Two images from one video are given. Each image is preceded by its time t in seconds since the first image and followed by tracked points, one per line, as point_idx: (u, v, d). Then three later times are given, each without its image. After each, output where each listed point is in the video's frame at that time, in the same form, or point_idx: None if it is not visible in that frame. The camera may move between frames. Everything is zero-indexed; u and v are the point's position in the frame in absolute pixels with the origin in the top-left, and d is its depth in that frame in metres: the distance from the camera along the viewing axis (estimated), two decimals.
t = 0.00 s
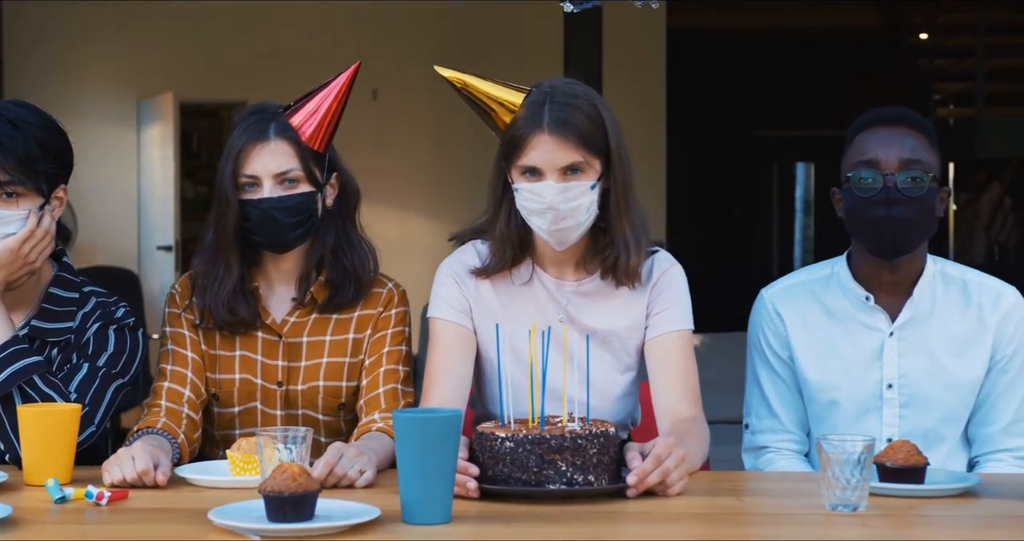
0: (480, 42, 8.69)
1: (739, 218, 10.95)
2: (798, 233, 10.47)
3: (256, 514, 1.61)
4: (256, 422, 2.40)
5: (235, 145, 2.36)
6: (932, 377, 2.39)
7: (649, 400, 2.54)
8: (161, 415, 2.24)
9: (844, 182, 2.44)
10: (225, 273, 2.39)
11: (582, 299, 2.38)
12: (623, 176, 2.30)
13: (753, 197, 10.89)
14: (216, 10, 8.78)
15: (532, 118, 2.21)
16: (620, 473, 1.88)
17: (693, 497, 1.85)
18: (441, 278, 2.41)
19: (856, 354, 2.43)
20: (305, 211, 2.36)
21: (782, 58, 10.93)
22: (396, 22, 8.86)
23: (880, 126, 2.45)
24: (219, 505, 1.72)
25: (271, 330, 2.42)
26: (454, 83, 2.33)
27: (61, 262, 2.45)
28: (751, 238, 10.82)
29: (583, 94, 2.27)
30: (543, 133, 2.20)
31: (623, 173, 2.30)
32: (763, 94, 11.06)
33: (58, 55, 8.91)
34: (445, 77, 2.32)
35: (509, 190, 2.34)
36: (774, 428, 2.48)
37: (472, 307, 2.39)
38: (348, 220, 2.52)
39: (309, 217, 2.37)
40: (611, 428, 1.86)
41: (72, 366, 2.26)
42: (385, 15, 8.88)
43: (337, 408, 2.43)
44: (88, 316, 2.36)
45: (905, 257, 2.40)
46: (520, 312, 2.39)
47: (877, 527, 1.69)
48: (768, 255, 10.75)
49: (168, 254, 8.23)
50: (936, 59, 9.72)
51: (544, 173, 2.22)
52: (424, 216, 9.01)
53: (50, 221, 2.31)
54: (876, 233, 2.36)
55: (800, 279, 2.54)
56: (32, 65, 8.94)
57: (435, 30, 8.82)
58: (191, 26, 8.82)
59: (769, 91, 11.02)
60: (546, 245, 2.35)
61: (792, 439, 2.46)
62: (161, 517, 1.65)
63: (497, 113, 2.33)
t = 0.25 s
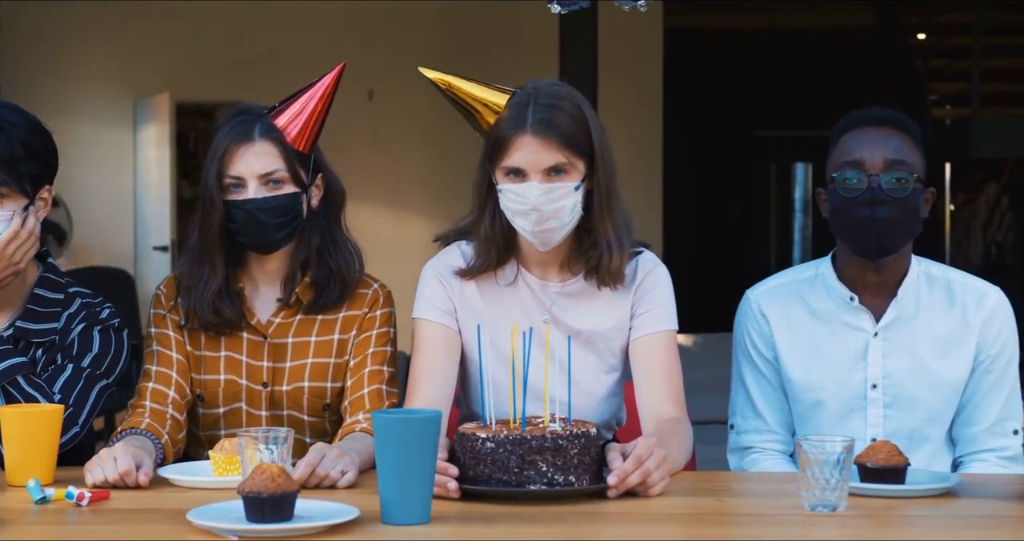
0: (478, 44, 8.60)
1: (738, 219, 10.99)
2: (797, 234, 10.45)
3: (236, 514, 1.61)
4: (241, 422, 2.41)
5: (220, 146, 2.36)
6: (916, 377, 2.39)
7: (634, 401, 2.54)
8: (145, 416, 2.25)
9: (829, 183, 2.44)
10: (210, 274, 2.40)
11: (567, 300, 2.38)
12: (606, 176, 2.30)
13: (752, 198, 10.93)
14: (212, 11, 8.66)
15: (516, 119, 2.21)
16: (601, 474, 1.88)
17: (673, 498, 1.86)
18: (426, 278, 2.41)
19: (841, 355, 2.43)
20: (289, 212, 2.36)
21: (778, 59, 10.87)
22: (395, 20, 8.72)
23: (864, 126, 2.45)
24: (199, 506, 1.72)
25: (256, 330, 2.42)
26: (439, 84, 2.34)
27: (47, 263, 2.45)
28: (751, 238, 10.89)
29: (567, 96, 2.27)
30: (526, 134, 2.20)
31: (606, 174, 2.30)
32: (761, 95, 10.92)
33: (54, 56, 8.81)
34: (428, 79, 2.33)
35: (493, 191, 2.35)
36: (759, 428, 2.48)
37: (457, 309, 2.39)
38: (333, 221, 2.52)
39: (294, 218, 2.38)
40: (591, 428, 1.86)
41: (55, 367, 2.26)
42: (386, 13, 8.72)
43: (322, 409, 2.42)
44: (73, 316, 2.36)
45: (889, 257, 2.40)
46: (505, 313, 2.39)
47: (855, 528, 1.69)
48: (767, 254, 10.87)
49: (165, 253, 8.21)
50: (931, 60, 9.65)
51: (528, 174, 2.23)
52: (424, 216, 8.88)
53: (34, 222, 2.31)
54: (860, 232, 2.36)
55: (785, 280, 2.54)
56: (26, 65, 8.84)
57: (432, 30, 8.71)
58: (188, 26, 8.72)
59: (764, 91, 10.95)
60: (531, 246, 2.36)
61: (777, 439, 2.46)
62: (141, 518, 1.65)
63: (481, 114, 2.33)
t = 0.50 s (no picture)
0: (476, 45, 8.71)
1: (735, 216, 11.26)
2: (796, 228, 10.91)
3: (218, 514, 1.61)
4: (228, 422, 2.41)
5: (207, 146, 2.36)
6: (902, 377, 2.40)
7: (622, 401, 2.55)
8: (132, 416, 2.25)
9: (816, 182, 2.43)
10: (197, 274, 2.40)
11: (554, 300, 2.38)
12: (592, 177, 2.31)
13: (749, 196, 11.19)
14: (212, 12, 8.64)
15: (502, 120, 2.21)
16: (585, 474, 1.88)
17: (657, 499, 1.86)
18: (413, 279, 2.41)
19: (827, 355, 2.43)
20: (277, 213, 2.36)
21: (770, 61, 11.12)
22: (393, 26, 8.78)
23: (851, 126, 2.45)
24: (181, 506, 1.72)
25: (243, 331, 2.42)
26: (426, 85, 2.33)
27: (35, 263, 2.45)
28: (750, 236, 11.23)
29: (554, 96, 2.27)
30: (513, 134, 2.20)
31: (592, 175, 2.30)
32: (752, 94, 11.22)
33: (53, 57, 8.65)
34: (415, 79, 2.33)
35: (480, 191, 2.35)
36: (746, 428, 2.49)
37: (444, 309, 2.39)
38: (320, 221, 2.53)
39: (281, 218, 2.38)
40: (575, 428, 1.87)
41: (42, 368, 2.27)
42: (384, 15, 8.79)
43: (309, 409, 2.43)
44: (60, 317, 2.36)
45: (875, 257, 2.39)
46: (492, 313, 2.40)
47: (838, 527, 1.70)
48: (764, 250, 11.21)
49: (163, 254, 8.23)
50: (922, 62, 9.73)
51: (514, 175, 2.23)
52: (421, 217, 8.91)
53: (21, 223, 2.31)
54: (845, 232, 2.35)
55: (772, 280, 2.55)
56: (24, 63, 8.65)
57: (429, 32, 8.78)
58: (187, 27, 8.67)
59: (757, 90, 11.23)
60: (517, 246, 2.36)
61: (763, 439, 2.46)
62: (123, 518, 1.65)
63: (469, 115, 2.33)
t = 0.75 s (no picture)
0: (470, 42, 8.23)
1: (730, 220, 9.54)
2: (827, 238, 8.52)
3: (198, 514, 1.61)
4: (213, 422, 2.41)
5: (193, 146, 2.36)
6: (887, 377, 2.40)
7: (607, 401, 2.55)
8: (116, 416, 2.25)
9: (800, 183, 2.44)
10: (183, 273, 2.41)
11: (538, 300, 2.39)
12: (576, 176, 2.31)
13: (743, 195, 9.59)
14: (212, 11, 8.19)
15: (486, 120, 2.21)
16: (566, 474, 1.89)
17: (638, 498, 1.86)
18: (398, 278, 2.42)
19: (811, 354, 2.44)
20: (262, 213, 2.37)
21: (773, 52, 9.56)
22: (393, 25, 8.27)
23: (835, 126, 2.45)
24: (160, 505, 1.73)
25: (228, 331, 2.43)
26: (411, 85, 2.34)
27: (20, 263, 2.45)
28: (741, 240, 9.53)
29: (538, 97, 2.27)
30: (496, 134, 2.20)
31: (576, 175, 2.31)
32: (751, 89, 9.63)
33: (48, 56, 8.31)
34: (400, 79, 2.33)
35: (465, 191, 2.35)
36: (731, 428, 2.49)
37: (429, 309, 2.39)
38: (305, 221, 2.53)
39: (266, 218, 2.38)
40: (557, 428, 1.87)
41: (27, 367, 2.27)
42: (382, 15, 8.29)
43: (294, 409, 2.43)
44: (46, 317, 2.36)
45: (859, 257, 2.40)
46: (476, 313, 2.40)
47: (820, 527, 1.71)
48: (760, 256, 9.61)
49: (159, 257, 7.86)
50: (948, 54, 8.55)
51: (498, 175, 2.23)
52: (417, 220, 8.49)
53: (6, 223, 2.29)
54: (830, 232, 2.35)
55: (757, 280, 2.55)
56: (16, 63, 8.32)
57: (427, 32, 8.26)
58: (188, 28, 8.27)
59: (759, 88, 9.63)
60: (502, 246, 2.36)
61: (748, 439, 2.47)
62: (103, 518, 1.65)
63: (453, 115, 2.34)
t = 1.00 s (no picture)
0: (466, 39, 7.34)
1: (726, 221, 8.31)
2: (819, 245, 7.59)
3: (179, 513, 1.62)
4: (200, 421, 2.41)
5: (180, 145, 2.37)
6: (874, 377, 2.40)
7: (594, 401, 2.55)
8: (102, 416, 2.25)
9: (787, 182, 2.44)
10: (170, 273, 2.41)
11: (525, 299, 2.39)
12: (562, 176, 2.31)
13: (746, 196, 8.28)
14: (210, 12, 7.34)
15: (472, 120, 2.21)
16: (550, 473, 1.89)
17: (622, 496, 1.87)
18: (385, 278, 2.41)
19: (798, 353, 2.44)
20: (249, 212, 2.37)
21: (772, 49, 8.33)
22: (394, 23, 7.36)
23: (821, 126, 2.45)
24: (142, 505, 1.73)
25: (216, 330, 2.43)
26: (397, 85, 2.34)
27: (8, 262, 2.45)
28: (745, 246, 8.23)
29: (523, 97, 2.27)
30: (482, 134, 2.20)
31: (563, 175, 2.31)
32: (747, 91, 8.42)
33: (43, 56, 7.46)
34: (387, 79, 2.33)
35: (452, 191, 2.35)
36: (718, 428, 2.49)
37: (415, 308, 2.39)
38: (293, 221, 2.53)
39: (253, 218, 2.38)
40: (541, 427, 1.88)
41: (14, 367, 2.28)
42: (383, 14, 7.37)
43: (281, 408, 2.43)
44: (33, 316, 2.37)
45: (845, 257, 2.40)
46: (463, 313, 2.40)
47: (808, 525, 1.71)
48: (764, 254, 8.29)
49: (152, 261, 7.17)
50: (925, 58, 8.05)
51: (484, 175, 2.24)
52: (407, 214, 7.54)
53: None
54: (816, 231, 2.36)
55: (744, 280, 2.55)
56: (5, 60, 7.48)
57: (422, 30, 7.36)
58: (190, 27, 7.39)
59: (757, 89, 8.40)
60: (488, 246, 2.37)
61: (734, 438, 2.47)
62: (84, 517, 1.66)
63: (439, 115, 2.34)
